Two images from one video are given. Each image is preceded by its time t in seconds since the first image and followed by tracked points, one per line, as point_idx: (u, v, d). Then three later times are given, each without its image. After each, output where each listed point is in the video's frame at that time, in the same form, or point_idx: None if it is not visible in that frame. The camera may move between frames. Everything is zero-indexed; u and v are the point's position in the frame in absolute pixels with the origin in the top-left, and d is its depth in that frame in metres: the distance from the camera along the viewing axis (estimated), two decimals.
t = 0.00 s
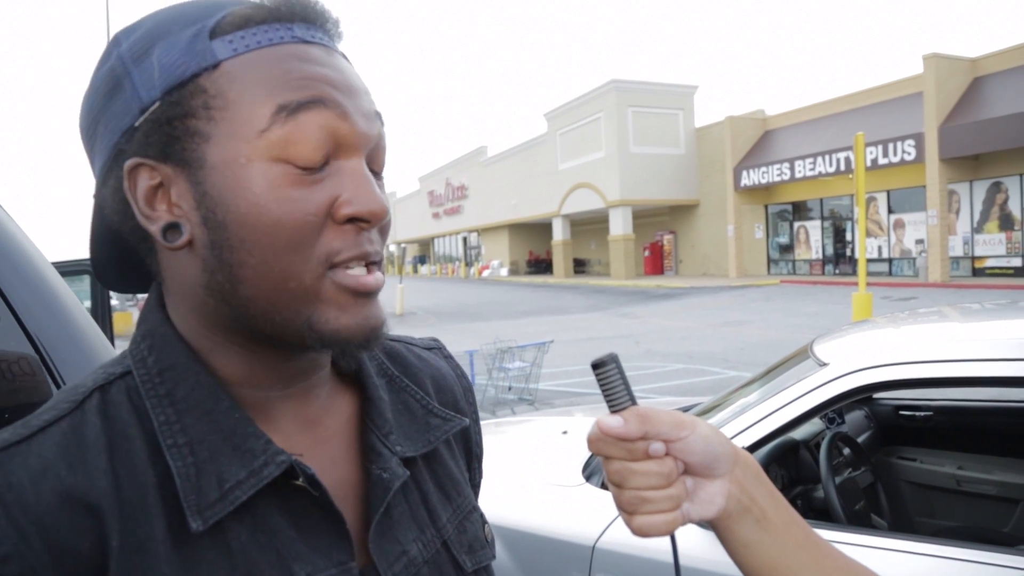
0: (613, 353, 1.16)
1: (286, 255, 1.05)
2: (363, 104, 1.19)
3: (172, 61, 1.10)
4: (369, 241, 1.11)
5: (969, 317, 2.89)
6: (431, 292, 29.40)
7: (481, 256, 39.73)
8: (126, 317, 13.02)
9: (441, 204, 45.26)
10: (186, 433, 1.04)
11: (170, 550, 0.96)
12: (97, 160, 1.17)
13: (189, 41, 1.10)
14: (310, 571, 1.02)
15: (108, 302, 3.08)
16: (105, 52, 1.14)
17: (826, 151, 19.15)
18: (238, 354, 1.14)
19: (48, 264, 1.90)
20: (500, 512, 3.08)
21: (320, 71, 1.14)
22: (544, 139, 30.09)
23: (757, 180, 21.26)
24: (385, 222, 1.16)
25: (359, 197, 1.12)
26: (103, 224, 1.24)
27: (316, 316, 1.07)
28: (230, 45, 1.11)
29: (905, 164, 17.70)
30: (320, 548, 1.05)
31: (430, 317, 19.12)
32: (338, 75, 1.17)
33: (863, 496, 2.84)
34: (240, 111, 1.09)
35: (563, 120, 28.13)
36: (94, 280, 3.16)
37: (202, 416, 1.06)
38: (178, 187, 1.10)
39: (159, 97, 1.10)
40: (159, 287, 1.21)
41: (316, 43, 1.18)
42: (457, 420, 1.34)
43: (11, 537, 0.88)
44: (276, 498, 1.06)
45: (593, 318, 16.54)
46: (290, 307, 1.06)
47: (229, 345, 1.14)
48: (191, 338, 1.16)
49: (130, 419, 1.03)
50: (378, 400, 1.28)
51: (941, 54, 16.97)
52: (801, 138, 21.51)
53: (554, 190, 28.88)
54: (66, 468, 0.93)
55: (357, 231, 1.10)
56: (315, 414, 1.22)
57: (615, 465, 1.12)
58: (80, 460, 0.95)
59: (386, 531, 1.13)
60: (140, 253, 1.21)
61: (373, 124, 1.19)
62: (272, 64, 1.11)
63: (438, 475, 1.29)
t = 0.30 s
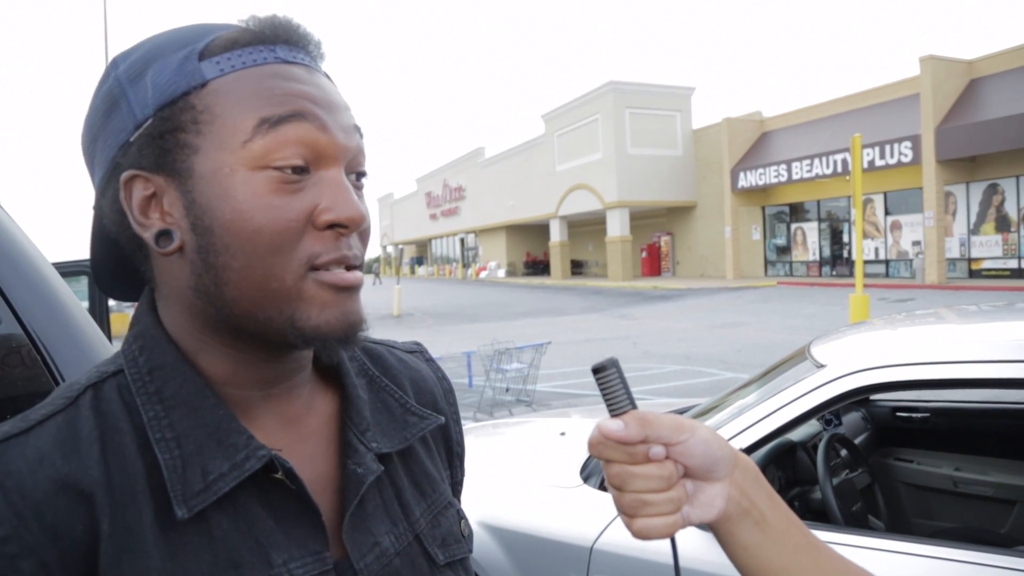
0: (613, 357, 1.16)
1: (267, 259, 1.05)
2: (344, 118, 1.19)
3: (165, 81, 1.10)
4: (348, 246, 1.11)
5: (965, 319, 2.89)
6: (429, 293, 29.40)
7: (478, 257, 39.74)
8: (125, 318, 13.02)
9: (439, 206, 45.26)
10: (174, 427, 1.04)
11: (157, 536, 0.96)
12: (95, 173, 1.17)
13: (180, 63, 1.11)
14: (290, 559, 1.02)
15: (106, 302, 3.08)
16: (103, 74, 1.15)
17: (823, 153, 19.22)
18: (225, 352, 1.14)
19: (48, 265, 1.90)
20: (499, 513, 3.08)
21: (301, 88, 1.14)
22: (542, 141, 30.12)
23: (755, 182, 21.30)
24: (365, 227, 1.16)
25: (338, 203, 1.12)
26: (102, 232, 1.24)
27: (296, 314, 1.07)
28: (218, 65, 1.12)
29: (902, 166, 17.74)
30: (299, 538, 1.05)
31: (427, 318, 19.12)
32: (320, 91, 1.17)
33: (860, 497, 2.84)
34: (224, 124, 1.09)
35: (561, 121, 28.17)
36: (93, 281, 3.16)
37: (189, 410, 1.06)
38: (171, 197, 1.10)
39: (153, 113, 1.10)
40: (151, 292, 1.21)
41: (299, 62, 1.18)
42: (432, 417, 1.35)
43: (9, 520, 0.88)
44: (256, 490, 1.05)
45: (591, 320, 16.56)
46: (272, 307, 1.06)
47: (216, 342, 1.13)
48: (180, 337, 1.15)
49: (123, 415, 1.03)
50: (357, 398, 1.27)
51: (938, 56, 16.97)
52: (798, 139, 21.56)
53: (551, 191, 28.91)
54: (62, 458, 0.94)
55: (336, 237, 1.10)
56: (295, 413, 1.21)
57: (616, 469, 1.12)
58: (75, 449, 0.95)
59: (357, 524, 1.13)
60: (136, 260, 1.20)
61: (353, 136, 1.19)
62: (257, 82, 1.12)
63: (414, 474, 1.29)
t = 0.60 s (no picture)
0: (622, 351, 1.16)
1: (271, 255, 1.04)
2: (342, 118, 1.18)
3: (170, 82, 1.09)
4: (348, 242, 1.10)
5: (964, 321, 2.89)
6: (428, 294, 29.39)
7: (477, 258, 39.73)
8: (125, 318, 13.01)
9: (438, 206, 45.21)
10: (183, 423, 1.03)
11: (167, 531, 0.94)
12: (100, 175, 1.16)
13: (184, 65, 1.10)
14: (297, 554, 1.01)
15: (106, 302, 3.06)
16: (108, 78, 1.14)
17: (823, 155, 19.25)
18: (228, 348, 1.13)
19: (50, 263, 1.89)
20: (498, 513, 3.06)
21: (303, 89, 1.14)
22: (541, 142, 30.13)
23: (754, 183, 21.29)
24: (364, 225, 1.15)
25: (339, 202, 1.11)
26: (105, 233, 1.23)
27: (298, 309, 1.05)
28: (220, 68, 1.11)
29: (902, 168, 17.77)
30: (305, 532, 1.04)
31: (426, 318, 19.10)
32: (320, 93, 1.16)
33: (859, 498, 2.84)
34: (228, 124, 1.08)
35: (560, 122, 28.17)
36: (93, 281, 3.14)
37: (198, 405, 1.05)
38: (175, 195, 1.09)
39: (158, 113, 1.09)
40: (154, 291, 1.20)
41: (299, 65, 1.17)
42: (431, 413, 1.34)
43: (24, 515, 0.86)
44: (263, 483, 1.05)
45: (590, 320, 16.55)
46: (275, 303, 1.05)
47: (220, 339, 1.12)
48: (184, 334, 1.14)
49: (132, 412, 1.01)
50: (358, 394, 1.26)
51: (938, 58, 17.01)
52: (798, 141, 21.59)
53: (551, 192, 28.90)
54: (74, 453, 0.92)
55: (337, 232, 1.09)
56: (298, 408, 1.21)
57: (622, 461, 1.11)
58: (86, 445, 0.94)
59: (361, 516, 1.12)
60: (140, 259, 1.19)
61: (352, 137, 1.18)
62: (259, 83, 1.11)
63: (413, 469, 1.28)
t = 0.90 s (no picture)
0: (627, 347, 1.15)
1: (274, 258, 1.03)
2: (347, 117, 1.17)
3: (170, 80, 1.08)
4: (354, 244, 1.09)
5: (966, 319, 2.88)
6: (429, 293, 29.39)
7: (478, 258, 39.72)
8: (126, 319, 13.02)
9: (438, 205, 45.18)
10: (190, 427, 1.02)
11: (174, 538, 0.94)
12: (101, 174, 1.15)
13: (184, 63, 1.09)
14: (306, 558, 1.00)
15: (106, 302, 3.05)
16: (108, 75, 1.13)
17: (823, 153, 19.24)
18: (234, 351, 1.12)
19: (52, 265, 1.88)
20: (499, 513, 3.05)
21: (306, 87, 1.12)
22: (541, 140, 30.11)
23: (754, 182, 21.31)
24: (370, 227, 1.14)
25: (344, 204, 1.10)
26: (108, 234, 1.22)
27: (303, 312, 1.05)
28: (221, 66, 1.10)
29: (902, 166, 17.78)
30: (314, 535, 1.03)
31: (427, 318, 19.09)
32: (324, 91, 1.15)
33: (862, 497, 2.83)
34: (230, 125, 1.07)
35: (561, 121, 28.15)
36: (93, 282, 3.13)
37: (206, 410, 1.04)
38: (176, 197, 1.08)
39: (157, 113, 1.08)
40: (158, 293, 1.19)
41: (302, 61, 1.16)
42: (440, 412, 1.34)
43: (29, 524, 0.86)
44: (271, 487, 1.04)
45: (591, 319, 16.54)
46: (280, 306, 1.05)
47: (225, 340, 1.11)
48: (189, 337, 1.13)
49: (137, 417, 1.00)
50: (367, 393, 1.26)
51: (938, 56, 17.01)
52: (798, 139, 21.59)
53: (551, 191, 28.91)
54: (78, 461, 0.91)
55: (342, 236, 1.08)
56: (307, 408, 1.20)
57: (628, 459, 1.10)
58: (90, 452, 0.93)
59: (372, 517, 1.11)
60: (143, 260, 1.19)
61: (357, 136, 1.17)
62: (260, 82, 1.10)
63: (422, 469, 1.27)
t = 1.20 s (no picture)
0: (629, 345, 1.15)
1: (280, 257, 1.03)
2: (354, 112, 1.16)
3: (174, 75, 1.08)
4: (362, 244, 1.09)
5: (966, 317, 2.88)
6: (429, 293, 29.36)
7: (478, 257, 39.70)
8: (126, 318, 13.01)
9: (439, 205, 45.13)
10: (193, 428, 1.02)
11: (175, 542, 0.94)
12: (103, 170, 1.15)
13: (187, 58, 1.09)
14: (312, 564, 1.00)
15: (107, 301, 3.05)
16: (111, 69, 1.13)
17: (823, 152, 19.22)
18: (240, 350, 1.12)
19: (52, 264, 1.88)
20: (499, 512, 3.05)
21: (313, 82, 1.12)
22: (541, 140, 30.09)
23: (755, 180, 21.28)
24: (379, 226, 1.14)
25: (352, 204, 1.10)
26: (110, 231, 1.22)
27: (312, 313, 1.05)
28: (226, 60, 1.09)
29: (903, 164, 17.77)
30: (319, 538, 1.03)
31: (427, 317, 19.08)
32: (332, 85, 1.14)
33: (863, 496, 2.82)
34: (235, 122, 1.07)
35: (561, 120, 28.14)
36: (94, 282, 3.13)
37: (208, 412, 1.04)
38: (180, 196, 1.08)
39: (160, 109, 1.08)
40: (162, 290, 1.19)
41: (310, 56, 1.16)
42: (448, 411, 1.34)
43: (27, 529, 0.86)
44: (276, 490, 1.04)
45: (591, 319, 16.53)
46: (287, 307, 1.05)
47: (230, 339, 1.11)
48: (194, 336, 1.13)
49: (139, 420, 1.00)
50: (374, 392, 1.26)
51: (939, 54, 17.00)
52: (798, 138, 21.57)
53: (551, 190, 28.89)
54: (77, 465, 0.91)
55: (350, 236, 1.08)
56: (313, 408, 1.20)
57: (632, 458, 1.10)
58: (90, 455, 0.93)
59: (379, 518, 1.11)
60: (146, 257, 1.18)
61: (365, 132, 1.16)
62: (266, 78, 1.10)
63: (429, 468, 1.27)
